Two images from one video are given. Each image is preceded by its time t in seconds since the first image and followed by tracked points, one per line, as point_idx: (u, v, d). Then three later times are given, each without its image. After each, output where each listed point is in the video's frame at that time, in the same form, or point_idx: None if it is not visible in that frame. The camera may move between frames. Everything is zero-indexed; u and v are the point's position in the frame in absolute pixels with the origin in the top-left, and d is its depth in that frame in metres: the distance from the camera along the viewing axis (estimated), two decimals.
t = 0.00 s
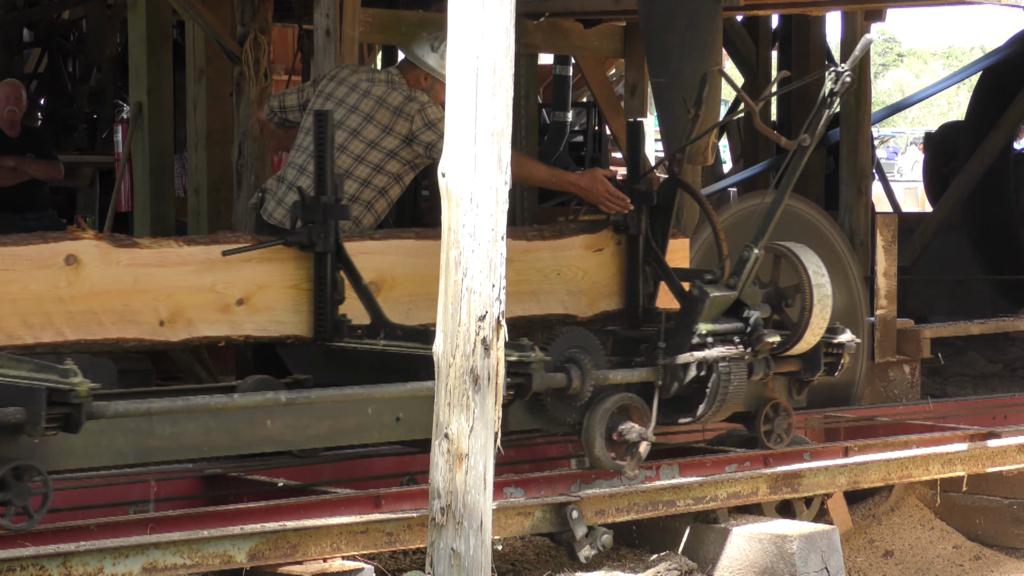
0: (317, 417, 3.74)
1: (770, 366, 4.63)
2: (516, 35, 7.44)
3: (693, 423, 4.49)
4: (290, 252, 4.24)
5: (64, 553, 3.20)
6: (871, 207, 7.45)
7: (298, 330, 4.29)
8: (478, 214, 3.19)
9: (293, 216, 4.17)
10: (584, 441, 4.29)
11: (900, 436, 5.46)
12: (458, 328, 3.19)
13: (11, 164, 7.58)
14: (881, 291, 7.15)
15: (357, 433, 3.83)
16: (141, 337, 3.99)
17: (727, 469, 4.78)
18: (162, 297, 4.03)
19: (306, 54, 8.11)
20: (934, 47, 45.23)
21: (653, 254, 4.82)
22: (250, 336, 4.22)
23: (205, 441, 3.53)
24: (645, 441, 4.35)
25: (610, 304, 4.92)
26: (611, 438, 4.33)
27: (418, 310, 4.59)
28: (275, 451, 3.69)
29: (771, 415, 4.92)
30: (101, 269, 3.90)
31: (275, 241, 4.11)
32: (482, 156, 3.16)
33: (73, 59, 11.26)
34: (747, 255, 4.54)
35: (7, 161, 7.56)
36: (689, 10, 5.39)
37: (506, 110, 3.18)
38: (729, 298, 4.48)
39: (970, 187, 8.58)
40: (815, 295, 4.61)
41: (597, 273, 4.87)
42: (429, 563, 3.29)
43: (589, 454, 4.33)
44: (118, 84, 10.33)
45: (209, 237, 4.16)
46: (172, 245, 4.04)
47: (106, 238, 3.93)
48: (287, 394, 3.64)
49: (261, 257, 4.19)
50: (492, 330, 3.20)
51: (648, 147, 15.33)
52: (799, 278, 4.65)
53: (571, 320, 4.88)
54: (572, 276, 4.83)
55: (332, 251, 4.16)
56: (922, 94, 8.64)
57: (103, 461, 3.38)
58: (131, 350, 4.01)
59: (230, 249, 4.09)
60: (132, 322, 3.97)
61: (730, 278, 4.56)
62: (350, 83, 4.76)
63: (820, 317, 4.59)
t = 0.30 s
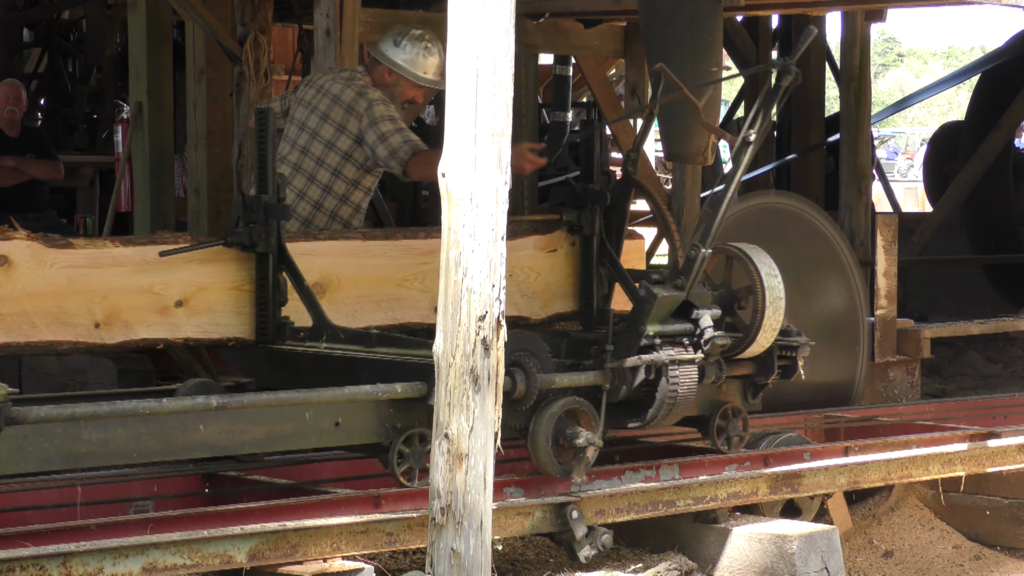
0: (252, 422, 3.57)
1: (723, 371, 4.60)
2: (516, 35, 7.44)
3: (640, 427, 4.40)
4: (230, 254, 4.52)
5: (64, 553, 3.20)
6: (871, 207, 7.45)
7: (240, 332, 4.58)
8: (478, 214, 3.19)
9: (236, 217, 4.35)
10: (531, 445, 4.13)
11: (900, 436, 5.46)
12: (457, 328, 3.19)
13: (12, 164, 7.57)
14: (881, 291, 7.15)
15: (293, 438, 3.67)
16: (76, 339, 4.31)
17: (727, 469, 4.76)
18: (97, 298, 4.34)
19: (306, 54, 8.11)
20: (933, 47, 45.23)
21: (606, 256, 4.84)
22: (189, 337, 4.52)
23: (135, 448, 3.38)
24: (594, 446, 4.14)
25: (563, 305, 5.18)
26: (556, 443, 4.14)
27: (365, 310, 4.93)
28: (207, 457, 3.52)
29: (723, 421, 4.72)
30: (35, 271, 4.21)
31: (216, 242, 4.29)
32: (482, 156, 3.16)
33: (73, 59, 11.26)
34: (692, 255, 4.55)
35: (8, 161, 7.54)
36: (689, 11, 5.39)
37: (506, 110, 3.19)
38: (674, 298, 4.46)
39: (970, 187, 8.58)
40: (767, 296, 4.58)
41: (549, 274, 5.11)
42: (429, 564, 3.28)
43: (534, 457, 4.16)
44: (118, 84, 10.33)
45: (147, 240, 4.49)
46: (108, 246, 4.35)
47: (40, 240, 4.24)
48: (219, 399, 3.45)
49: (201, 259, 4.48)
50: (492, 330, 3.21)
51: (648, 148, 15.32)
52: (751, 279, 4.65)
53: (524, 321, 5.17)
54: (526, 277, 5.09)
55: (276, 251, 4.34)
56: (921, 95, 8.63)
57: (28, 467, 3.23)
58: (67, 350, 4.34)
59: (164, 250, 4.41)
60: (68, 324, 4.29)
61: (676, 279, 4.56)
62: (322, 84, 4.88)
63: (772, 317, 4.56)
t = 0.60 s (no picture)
0: (215, 425, 3.57)
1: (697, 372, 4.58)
2: (516, 35, 7.43)
3: (613, 430, 4.37)
4: (191, 254, 4.36)
5: (64, 553, 3.20)
6: (871, 206, 7.45)
7: (203, 332, 4.44)
8: (478, 214, 3.19)
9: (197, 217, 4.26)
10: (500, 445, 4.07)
11: (900, 436, 5.46)
12: (458, 328, 3.20)
13: (11, 164, 7.57)
14: (881, 291, 7.14)
15: (257, 442, 3.65)
16: (34, 340, 4.14)
17: (727, 469, 4.76)
18: (56, 300, 4.18)
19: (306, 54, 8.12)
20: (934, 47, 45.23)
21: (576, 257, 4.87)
22: (150, 338, 4.38)
23: (96, 451, 3.36)
24: (565, 450, 4.14)
25: (531, 306, 5.06)
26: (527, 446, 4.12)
27: (330, 310, 4.79)
28: (170, 460, 3.51)
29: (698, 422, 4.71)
30: None
31: (177, 242, 4.20)
32: (483, 156, 3.16)
33: (73, 59, 11.27)
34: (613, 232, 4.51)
35: (7, 161, 7.55)
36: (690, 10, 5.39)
37: (506, 110, 3.19)
38: (612, 278, 4.50)
39: (970, 188, 8.58)
40: (738, 290, 4.59)
41: (517, 275, 4.98)
42: (429, 564, 3.28)
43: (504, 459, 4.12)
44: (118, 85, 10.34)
45: (106, 240, 4.31)
46: (65, 247, 4.19)
47: None
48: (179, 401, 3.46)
49: (162, 259, 4.32)
50: (492, 330, 3.21)
51: (648, 147, 15.32)
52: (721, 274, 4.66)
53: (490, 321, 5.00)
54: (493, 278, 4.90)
55: (237, 253, 4.26)
56: (922, 95, 8.62)
57: None
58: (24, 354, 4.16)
59: (125, 249, 4.23)
60: (25, 326, 4.12)
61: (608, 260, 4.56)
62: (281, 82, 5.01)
63: (743, 315, 4.58)
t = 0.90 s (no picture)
0: (203, 425, 3.54)
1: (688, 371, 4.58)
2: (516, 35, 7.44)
3: (603, 431, 4.38)
4: (177, 254, 4.37)
5: (64, 553, 3.20)
6: (871, 206, 7.46)
7: (189, 333, 4.45)
8: (479, 214, 3.19)
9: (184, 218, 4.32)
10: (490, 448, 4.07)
11: (900, 436, 5.46)
12: (458, 328, 3.20)
13: (12, 165, 7.56)
14: (881, 291, 7.13)
15: (246, 442, 3.63)
16: (18, 340, 4.08)
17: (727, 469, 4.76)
18: (41, 300, 4.13)
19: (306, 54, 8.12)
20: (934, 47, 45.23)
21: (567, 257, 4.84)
22: (135, 339, 4.34)
23: (83, 452, 3.33)
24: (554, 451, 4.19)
25: (521, 306, 5.10)
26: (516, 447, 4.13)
27: (317, 312, 4.78)
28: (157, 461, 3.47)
29: (689, 423, 4.70)
30: None
31: (163, 242, 4.22)
32: (483, 156, 3.16)
33: (73, 59, 11.27)
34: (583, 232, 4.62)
35: (7, 161, 7.54)
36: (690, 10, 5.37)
37: (506, 111, 3.19)
38: (590, 278, 4.51)
39: (970, 188, 8.58)
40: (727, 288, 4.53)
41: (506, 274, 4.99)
42: (429, 563, 3.28)
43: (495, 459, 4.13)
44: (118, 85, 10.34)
45: (92, 240, 4.27)
46: (51, 246, 4.14)
47: None
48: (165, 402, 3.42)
49: (147, 259, 4.32)
50: (492, 330, 3.21)
51: (648, 147, 15.33)
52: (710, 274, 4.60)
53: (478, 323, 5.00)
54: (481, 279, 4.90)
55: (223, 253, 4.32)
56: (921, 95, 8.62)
57: None
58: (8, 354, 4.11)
59: (112, 249, 4.20)
60: (10, 325, 4.06)
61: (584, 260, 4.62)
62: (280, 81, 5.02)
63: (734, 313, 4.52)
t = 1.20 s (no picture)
0: (208, 426, 3.53)
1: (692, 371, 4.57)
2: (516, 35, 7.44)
3: (607, 431, 4.36)
4: (182, 254, 4.39)
5: (64, 553, 3.20)
6: (871, 206, 7.46)
7: (195, 333, 4.46)
8: (479, 214, 3.19)
9: (188, 217, 4.31)
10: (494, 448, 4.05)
11: (900, 435, 5.46)
12: (457, 328, 3.20)
13: (12, 165, 7.56)
14: (881, 291, 7.13)
15: (251, 442, 3.62)
16: (24, 340, 4.14)
17: (726, 469, 4.76)
18: (46, 299, 4.18)
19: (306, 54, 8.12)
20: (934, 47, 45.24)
21: (569, 255, 4.83)
22: (141, 338, 4.38)
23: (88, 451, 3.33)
24: (559, 450, 4.17)
25: (524, 306, 5.08)
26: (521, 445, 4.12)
27: (320, 312, 4.79)
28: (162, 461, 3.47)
29: (694, 421, 4.68)
30: None
31: (167, 242, 4.23)
32: (483, 155, 3.16)
33: (73, 59, 11.27)
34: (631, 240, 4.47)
35: (7, 162, 7.54)
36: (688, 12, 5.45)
37: (506, 111, 3.19)
38: (625, 285, 4.44)
39: (970, 187, 8.58)
40: (733, 288, 4.58)
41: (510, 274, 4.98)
42: (429, 564, 3.28)
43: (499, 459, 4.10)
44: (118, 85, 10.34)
45: (97, 240, 4.31)
46: (56, 246, 4.18)
47: None
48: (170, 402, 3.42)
49: (152, 259, 4.33)
50: (492, 330, 3.21)
51: (648, 146, 15.34)
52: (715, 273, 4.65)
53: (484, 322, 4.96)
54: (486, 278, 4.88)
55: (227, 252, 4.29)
56: (920, 95, 8.62)
57: None
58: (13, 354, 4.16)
59: (116, 249, 4.24)
60: (15, 325, 4.11)
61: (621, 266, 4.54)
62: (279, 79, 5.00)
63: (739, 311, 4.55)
